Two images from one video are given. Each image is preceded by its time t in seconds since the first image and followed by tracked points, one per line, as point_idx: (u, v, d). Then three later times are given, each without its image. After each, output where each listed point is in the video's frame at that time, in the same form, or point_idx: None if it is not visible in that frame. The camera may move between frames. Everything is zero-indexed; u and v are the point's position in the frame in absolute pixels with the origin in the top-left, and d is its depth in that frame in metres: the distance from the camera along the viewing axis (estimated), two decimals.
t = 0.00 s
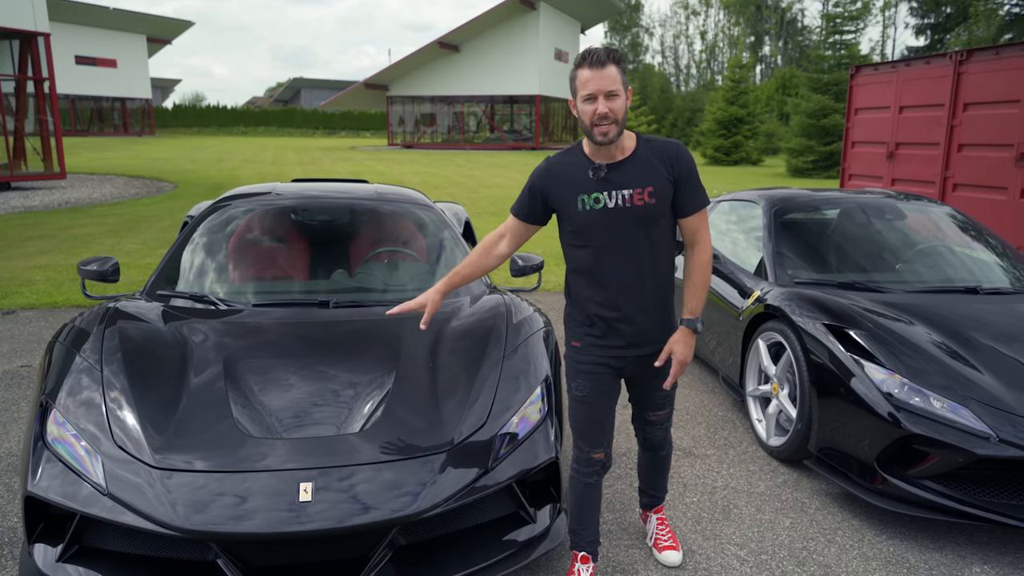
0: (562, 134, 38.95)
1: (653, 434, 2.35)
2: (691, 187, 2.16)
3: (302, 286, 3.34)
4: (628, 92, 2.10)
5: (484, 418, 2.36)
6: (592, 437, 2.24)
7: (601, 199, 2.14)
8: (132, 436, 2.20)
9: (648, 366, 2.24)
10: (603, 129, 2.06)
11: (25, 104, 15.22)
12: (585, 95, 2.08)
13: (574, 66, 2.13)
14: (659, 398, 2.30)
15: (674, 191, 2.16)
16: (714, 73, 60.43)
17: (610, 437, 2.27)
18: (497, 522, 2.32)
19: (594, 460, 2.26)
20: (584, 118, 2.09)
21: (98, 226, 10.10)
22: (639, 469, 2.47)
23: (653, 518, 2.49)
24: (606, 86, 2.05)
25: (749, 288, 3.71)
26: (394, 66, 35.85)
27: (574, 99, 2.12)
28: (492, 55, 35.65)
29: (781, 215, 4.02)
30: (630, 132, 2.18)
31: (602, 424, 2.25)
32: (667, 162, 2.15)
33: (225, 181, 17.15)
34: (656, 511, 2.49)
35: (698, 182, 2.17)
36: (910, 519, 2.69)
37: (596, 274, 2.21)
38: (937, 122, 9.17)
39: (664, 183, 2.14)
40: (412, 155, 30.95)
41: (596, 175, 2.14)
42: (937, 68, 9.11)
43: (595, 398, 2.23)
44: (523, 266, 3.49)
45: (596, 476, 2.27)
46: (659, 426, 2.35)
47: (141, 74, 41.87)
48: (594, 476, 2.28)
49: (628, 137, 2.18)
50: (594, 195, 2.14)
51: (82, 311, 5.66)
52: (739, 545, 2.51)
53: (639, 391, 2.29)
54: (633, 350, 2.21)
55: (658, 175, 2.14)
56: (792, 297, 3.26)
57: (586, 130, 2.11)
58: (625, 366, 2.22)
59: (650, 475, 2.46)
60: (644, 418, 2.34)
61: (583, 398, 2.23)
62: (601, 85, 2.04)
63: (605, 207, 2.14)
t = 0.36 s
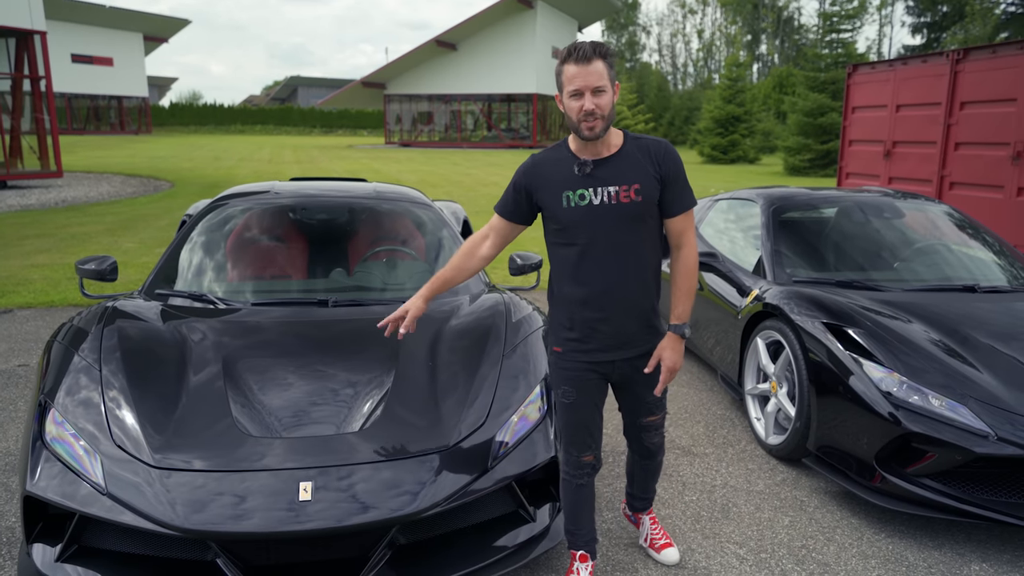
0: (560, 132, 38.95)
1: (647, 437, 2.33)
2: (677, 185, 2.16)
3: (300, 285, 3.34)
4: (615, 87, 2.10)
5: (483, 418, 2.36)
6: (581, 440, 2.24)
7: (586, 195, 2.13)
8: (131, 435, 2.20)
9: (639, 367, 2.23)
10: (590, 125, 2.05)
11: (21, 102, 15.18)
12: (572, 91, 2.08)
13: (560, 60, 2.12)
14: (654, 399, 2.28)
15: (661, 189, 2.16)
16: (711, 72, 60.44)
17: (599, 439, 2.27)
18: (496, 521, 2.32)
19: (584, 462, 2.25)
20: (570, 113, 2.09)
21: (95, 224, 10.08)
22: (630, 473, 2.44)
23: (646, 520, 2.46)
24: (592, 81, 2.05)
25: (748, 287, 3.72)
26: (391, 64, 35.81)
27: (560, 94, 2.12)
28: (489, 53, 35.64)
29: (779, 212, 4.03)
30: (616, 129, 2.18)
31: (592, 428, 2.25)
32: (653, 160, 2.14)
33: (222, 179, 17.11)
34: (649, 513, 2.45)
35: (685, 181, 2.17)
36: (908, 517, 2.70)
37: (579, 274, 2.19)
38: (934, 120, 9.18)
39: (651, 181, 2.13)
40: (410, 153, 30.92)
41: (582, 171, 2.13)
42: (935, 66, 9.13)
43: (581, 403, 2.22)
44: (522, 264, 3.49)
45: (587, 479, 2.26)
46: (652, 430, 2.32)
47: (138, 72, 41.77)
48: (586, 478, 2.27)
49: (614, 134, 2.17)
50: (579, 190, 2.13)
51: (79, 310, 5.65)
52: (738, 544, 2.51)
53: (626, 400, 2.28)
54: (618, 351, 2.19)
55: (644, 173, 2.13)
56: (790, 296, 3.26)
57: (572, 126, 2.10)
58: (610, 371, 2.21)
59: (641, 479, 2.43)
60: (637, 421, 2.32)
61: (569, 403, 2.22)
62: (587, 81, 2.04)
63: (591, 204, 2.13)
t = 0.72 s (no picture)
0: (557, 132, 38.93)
1: (642, 438, 2.32)
2: (674, 186, 2.17)
3: (298, 285, 3.34)
4: (616, 87, 2.11)
5: (481, 418, 2.36)
6: (576, 441, 2.22)
7: (584, 191, 2.13)
8: (129, 436, 2.19)
9: (635, 366, 2.23)
10: (591, 125, 2.05)
11: (18, 102, 15.18)
12: (573, 90, 2.07)
13: (562, 57, 2.12)
14: (648, 398, 2.28)
15: (658, 190, 2.17)
16: (708, 71, 60.45)
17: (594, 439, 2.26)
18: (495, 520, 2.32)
19: (580, 462, 2.24)
20: (571, 111, 2.09)
21: (92, 224, 10.06)
22: (623, 474, 2.43)
23: (641, 522, 2.45)
24: (595, 81, 2.05)
25: (746, 286, 3.72)
26: (388, 63, 35.77)
27: (561, 91, 2.11)
28: (486, 52, 35.63)
29: (777, 212, 4.04)
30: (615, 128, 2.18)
31: (588, 429, 2.24)
32: (651, 159, 2.15)
33: (219, 178, 17.08)
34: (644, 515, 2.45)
35: (683, 183, 2.19)
36: (906, 515, 2.70)
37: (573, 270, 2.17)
38: (931, 119, 9.19)
39: (650, 181, 2.14)
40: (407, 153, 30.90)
41: (581, 167, 2.13)
42: (931, 65, 9.14)
43: (575, 403, 2.20)
44: (520, 264, 3.49)
45: (582, 479, 2.25)
46: (648, 430, 2.31)
47: (135, 72, 41.74)
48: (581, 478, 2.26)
49: (614, 133, 2.18)
50: (578, 186, 2.13)
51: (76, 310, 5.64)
52: (736, 543, 2.51)
53: (621, 401, 2.28)
54: (612, 349, 2.18)
55: (644, 173, 2.14)
56: (789, 295, 3.27)
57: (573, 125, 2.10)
58: (604, 370, 2.20)
59: (635, 480, 2.42)
60: (632, 421, 2.31)
61: (563, 404, 2.21)
62: (590, 81, 2.04)
63: (589, 200, 2.12)
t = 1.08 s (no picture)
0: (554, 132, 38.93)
1: (637, 435, 2.33)
2: (669, 188, 2.18)
3: (295, 286, 3.34)
4: (617, 90, 2.11)
5: (479, 418, 2.36)
6: (571, 441, 2.22)
7: (580, 192, 2.12)
8: (126, 436, 2.19)
9: (631, 366, 2.23)
10: (592, 127, 2.05)
11: (14, 101, 15.13)
12: (575, 90, 2.07)
13: (566, 56, 2.11)
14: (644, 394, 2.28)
15: (653, 192, 2.17)
16: (705, 70, 60.48)
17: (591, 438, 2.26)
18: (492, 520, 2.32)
19: (576, 462, 2.24)
20: (570, 111, 2.08)
21: (88, 224, 10.02)
22: (618, 474, 2.44)
23: (636, 522, 2.46)
24: (598, 83, 2.05)
25: (742, 285, 3.72)
26: (385, 63, 35.70)
27: (561, 91, 2.11)
28: (484, 52, 35.62)
29: (773, 211, 4.05)
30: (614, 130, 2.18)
31: (584, 429, 2.23)
32: (647, 160, 2.15)
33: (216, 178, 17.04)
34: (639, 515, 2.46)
35: (677, 184, 2.20)
36: (903, 514, 2.71)
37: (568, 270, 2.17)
38: (928, 119, 9.21)
39: (646, 183, 2.14)
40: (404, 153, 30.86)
41: (577, 168, 2.12)
42: (928, 65, 9.16)
43: (572, 403, 2.20)
44: (517, 264, 3.49)
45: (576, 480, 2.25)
46: (643, 427, 2.32)
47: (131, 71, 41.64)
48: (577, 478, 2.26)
49: (612, 135, 2.18)
50: (575, 187, 2.11)
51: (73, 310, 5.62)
52: (733, 543, 2.51)
53: (615, 399, 2.28)
54: (606, 348, 2.19)
55: (640, 175, 2.14)
56: (785, 295, 3.27)
57: (573, 125, 2.10)
58: (599, 368, 2.20)
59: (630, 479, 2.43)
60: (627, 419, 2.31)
61: (559, 403, 2.19)
62: (592, 81, 2.03)
63: (585, 201, 2.12)
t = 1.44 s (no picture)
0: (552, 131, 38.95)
1: (641, 416, 2.38)
2: (654, 177, 2.29)
3: (293, 285, 3.33)
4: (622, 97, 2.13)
5: (477, 417, 2.36)
6: (576, 439, 2.24)
7: (591, 197, 2.12)
8: (122, 436, 2.19)
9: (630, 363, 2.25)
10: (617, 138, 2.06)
11: (10, 101, 15.07)
12: (605, 102, 2.01)
13: (589, 65, 2.02)
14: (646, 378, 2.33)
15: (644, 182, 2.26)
16: (702, 70, 60.52)
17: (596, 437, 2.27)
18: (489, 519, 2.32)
19: (581, 461, 2.26)
20: (596, 121, 2.03)
21: (84, 224, 9.99)
22: (621, 462, 2.46)
23: (638, 515, 2.48)
24: (625, 95, 2.04)
25: (740, 285, 3.72)
26: (383, 62, 35.66)
27: (583, 100, 2.03)
28: (481, 52, 35.61)
29: (771, 211, 4.05)
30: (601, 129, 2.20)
31: (592, 425, 2.25)
32: (637, 152, 2.22)
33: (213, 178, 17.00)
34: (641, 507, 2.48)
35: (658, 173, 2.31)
36: (899, 513, 2.71)
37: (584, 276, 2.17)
38: (924, 119, 9.23)
39: (640, 176, 2.22)
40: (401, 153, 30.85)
41: (584, 175, 2.11)
42: (925, 65, 9.17)
43: (584, 399, 2.22)
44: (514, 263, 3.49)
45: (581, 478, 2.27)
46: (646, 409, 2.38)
47: (128, 71, 41.56)
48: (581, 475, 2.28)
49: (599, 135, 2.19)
50: (585, 194, 2.11)
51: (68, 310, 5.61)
52: (730, 541, 2.52)
53: (621, 386, 2.35)
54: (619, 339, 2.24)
55: (633, 168, 2.21)
56: (783, 295, 3.26)
57: (592, 134, 2.05)
58: (614, 358, 2.25)
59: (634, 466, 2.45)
60: (631, 402, 2.36)
61: (572, 400, 2.22)
62: (624, 93, 2.02)
63: (596, 206, 2.12)
